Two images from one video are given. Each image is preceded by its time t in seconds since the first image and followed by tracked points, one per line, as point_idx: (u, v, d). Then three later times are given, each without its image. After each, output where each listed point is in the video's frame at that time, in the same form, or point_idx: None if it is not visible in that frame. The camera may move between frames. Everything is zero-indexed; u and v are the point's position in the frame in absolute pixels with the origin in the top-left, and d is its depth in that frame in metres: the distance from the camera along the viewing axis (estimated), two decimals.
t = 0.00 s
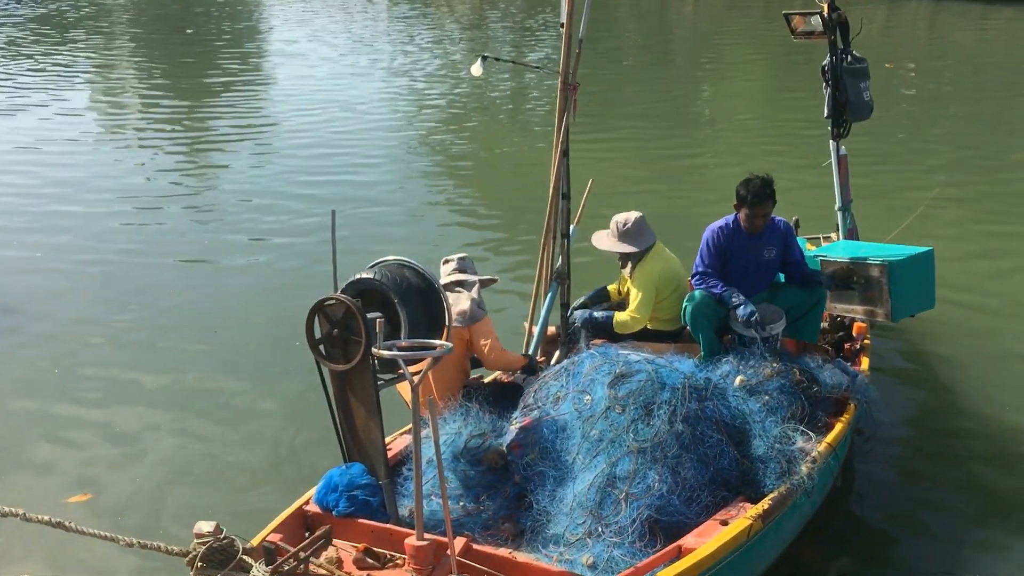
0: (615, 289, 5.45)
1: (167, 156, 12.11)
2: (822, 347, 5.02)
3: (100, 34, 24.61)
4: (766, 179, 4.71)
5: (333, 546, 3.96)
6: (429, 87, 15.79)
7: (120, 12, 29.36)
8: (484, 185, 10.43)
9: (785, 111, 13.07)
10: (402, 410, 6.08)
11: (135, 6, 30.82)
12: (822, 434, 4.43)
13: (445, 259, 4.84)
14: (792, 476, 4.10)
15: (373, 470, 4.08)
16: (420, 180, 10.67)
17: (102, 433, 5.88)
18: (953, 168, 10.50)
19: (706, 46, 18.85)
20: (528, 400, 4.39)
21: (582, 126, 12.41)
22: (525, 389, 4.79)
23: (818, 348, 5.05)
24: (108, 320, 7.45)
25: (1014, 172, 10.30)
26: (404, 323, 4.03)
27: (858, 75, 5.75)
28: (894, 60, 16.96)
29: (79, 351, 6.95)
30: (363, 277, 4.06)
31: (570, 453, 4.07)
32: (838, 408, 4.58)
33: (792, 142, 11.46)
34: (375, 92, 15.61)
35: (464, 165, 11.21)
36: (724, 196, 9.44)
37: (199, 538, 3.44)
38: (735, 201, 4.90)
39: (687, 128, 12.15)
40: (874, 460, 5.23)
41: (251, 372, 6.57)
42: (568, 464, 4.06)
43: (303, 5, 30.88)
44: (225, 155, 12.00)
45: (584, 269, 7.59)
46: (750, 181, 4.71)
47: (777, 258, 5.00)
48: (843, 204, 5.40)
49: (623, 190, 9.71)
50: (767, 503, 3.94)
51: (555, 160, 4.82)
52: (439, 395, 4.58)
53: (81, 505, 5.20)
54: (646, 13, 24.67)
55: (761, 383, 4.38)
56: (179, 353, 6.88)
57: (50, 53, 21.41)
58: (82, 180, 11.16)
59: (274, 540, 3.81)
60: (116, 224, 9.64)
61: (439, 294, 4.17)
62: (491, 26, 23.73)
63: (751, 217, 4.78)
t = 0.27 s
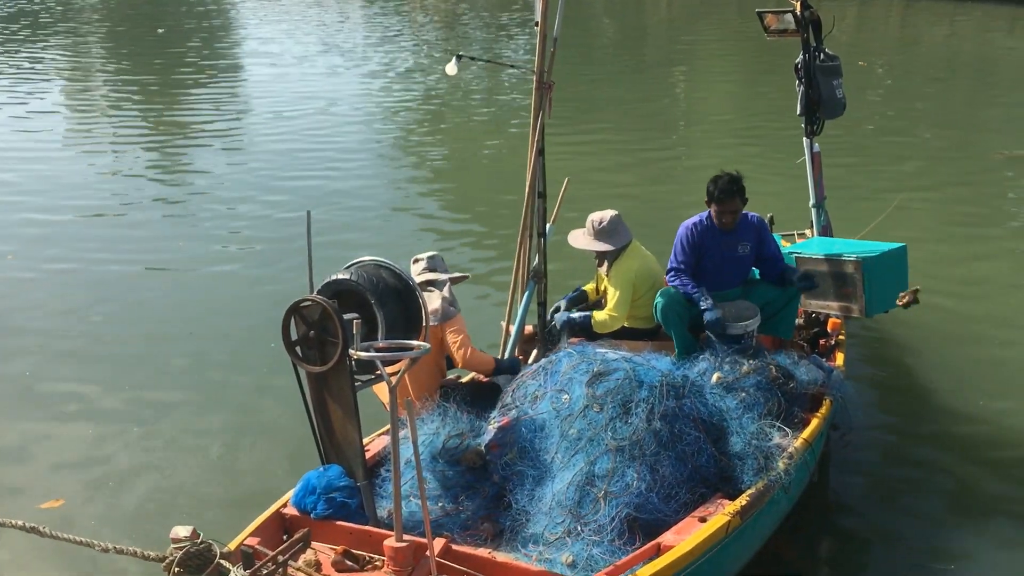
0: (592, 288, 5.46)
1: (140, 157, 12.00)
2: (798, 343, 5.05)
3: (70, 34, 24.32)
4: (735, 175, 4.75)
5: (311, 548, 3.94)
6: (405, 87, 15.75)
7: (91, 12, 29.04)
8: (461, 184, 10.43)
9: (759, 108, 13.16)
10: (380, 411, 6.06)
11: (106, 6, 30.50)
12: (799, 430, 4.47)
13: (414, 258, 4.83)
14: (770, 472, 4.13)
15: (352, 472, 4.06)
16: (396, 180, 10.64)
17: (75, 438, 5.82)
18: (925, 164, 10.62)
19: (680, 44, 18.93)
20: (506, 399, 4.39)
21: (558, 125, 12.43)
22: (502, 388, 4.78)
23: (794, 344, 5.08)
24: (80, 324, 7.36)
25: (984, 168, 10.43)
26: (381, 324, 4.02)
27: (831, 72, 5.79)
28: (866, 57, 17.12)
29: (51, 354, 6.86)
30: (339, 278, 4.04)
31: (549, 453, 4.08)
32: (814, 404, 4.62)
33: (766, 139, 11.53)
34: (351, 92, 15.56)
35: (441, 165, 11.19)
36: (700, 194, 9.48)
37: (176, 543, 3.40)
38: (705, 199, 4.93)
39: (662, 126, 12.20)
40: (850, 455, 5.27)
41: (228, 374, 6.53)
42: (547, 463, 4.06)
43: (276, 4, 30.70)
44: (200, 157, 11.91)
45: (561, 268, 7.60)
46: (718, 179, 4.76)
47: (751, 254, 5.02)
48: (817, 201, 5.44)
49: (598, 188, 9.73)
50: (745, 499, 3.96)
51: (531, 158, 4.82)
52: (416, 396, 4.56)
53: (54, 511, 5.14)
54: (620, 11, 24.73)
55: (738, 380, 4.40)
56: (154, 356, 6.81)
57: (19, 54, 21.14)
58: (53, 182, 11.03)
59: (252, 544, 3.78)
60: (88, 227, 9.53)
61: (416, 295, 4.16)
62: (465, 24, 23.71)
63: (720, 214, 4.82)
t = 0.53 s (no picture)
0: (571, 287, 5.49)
1: (116, 158, 11.89)
2: (776, 340, 5.08)
3: (43, 34, 24.06)
4: (708, 173, 4.83)
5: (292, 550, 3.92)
6: (383, 86, 15.70)
7: (64, 11, 28.74)
8: (440, 183, 10.41)
9: (737, 106, 13.24)
10: (360, 411, 6.05)
11: (80, 5, 30.20)
12: (777, 426, 4.50)
13: (394, 257, 4.88)
14: (749, 468, 4.16)
15: (333, 473, 4.05)
16: (374, 179, 10.62)
17: (50, 440, 5.76)
18: (900, 161, 10.71)
19: (658, 42, 19.00)
20: (487, 399, 4.41)
21: (537, 123, 12.44)
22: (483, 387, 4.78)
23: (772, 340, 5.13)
24: (55, 325, 7.29)
25: (958, 165, 10.54)
26: (361, 324, 4.01)
27: (806, 70, 5.84)
28: (841, 55, 17.25)
29: (25, 356, 6.79)
30: (319, 278, 4.02)
31: (530, 451, 4.09)
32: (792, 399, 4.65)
33: (743, 136, 11.61)
34: (329, 91, 15.48)
35: (419, 164, 11.17)
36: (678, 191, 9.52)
37: (155, 547, 3.40)
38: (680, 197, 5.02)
39: (640, 124, 12.25)
40: (828, 450, 5.32)
41: (206, 376, 6.48)
42: (528, 462, 4.07)
43: (253, 4, 30.52)
44: (177, 157, 11.82)
45: (540, 267, 7.61)
46: (692, 176, 4.84)
47: (726, 252, 5.05)
48: (793, 198, 5.48)
49: (577, 186, 9.76)
50: (725, 495, 3.99)
51: (510, 157, 4.82)
52: (397, 397, 4.55)
53: (29, 514, 5.09)
54: (598, 9, 24.79)
55: (717, 376, 4.43)
56: (131, 357, 6.76)
57: None
58: (27, 183, 10.91)
59: (233, 546, 3.77)
60: (62, 228, 9.44)
61: (395, 295, 4.16)
62: (443, 23, 23.67)
63: (693, 211, 4.91)
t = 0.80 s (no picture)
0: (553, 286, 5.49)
1: (95, 158, 11.80)
2: (757, 336, 5.10)
3: (20, 33, 23.84)
4: (686, 169, 4.89)
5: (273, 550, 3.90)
6: (365, 85, 15.65)
7: (42, 10, 28.48)
8: (422, 181, 10.39)
9: (718, 102, 13.29)
10: (342, 411, 6.03)
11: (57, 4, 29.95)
12: (759, 421, 4.52)
13: (381, 258, 4.97)
14: (732, 463, 4.17)
15: (315, 473, 4.03)
16: (356, 178, 10.58)
17: (29, 442, 5.71)
18: (880, 157, 10.78)
19: (639, 39, 19.04)
20: (470, 397, 4.41)
21: (519, 121, 12.44)
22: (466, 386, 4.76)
23: (754, 337, 5.14)
24: (34, 326, 7.23)
25: (937, 160, 10.62)
26: (343, 324, 4.00)
27: (785, 67, 5.86)
28: (821, 52, 17.34)
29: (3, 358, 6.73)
30: (300, 278, 4.01)
31: (513, 449, 4.09)
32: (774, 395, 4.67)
33: (725, 133, 11.66)
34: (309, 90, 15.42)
35: (401, 163, 11.14)
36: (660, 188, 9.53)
37: (136, 549, 3.37)
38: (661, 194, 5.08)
39: (621, 121, 12.28)
40: (811, 445, 5.34)
41: (187, 377, 6.43)
42: (510, 460, 4.07)
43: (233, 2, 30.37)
44: (157, 157, 11.73)
45: (522, 265, 7.61)
46: (670, 172, 4.90)
47: (705, 250, 5.10)
48: (774, 194, 5.50)
49: (559, 183, 9.76)
50: (707, 491, 4.00)
51: (491, 155, 4.82)
52: (378, 396, 4.57)
53: (8, 517, 5.04)
54: (580, 7, 24.81)
55: (699, 373, 4.44)
56: (111, 358, 6.71)
57: None
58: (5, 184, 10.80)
59: (215, 548, 3.74)
60: (41, 228, 9.35)
61: (376, 294, 4.15)
62: (425, 21, 23.64)
63: (673, 205, 4.95)
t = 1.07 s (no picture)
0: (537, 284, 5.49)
1: (74, 157, 11.69)
2: (741, 331, 5.13)
3: None
4: (669, 164, 4.91)
5: (256, 551, 3.89)
6: (347, 83, 15.58)
7: (17, 7, 28.18)
8: (405, 180, 10.37)
9: (700, 99, 13.32)
10: (325, 410, 6.00)
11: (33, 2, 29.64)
12: (743, 416, 4.54)
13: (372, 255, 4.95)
14: (715, 458, 4.18)
15: (299, 473, 4.01)
16: (339, 176, 10.55)
17: (8, 444, 5.66)
18: (861, 153, 10.84)
19: (621, 35, 19.06)
20: (453, 395, 4.40)
21: (502, 118, 12.44)
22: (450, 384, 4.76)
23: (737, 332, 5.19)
24: (12, 328, 7.16)
25: (917, 155, 10.69)
26: (325, 323, 3.98)
27: (766, 63, 5.88)
28: (803, 48, 17.40)
29: None
30: (282, 277, 3.99)
31: (496, 446, 4.09)
32: (757, 390, 4.69)
33: (707, 129, 11.69)
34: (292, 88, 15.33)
35: (384, 161, 11.11)
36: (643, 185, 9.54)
37: (117, 550, 3.35)
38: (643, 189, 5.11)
39: (604, 118, 12.29)
40: (794, 440, 5.37)
41: (169, 377, 6.39)
42: (494, 457, 4.07)
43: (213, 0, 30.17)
44: (138, 156, 11.64)
45: (505, 263, 7.60)
46: (653, 168, 4.92)
47: (688, 245, 5.14)
48: (756, 191, 5.51)
49: (542, 181, 9.77)
50: (691, 486, 4.01)
51: (474, 154, 4.81)
52: (364, 394, 4.57)
53: None
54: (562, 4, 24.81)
55: (683, 369, 4.46)
56: (92, 359, 6.65)
57: None
58: None
59: (197, 549, 3.72)
60: (19, 229, 9.26)
61: (359, 293, 4.14)
62: (407, 19, 23.58)
63: (656, 201, 4.99)
